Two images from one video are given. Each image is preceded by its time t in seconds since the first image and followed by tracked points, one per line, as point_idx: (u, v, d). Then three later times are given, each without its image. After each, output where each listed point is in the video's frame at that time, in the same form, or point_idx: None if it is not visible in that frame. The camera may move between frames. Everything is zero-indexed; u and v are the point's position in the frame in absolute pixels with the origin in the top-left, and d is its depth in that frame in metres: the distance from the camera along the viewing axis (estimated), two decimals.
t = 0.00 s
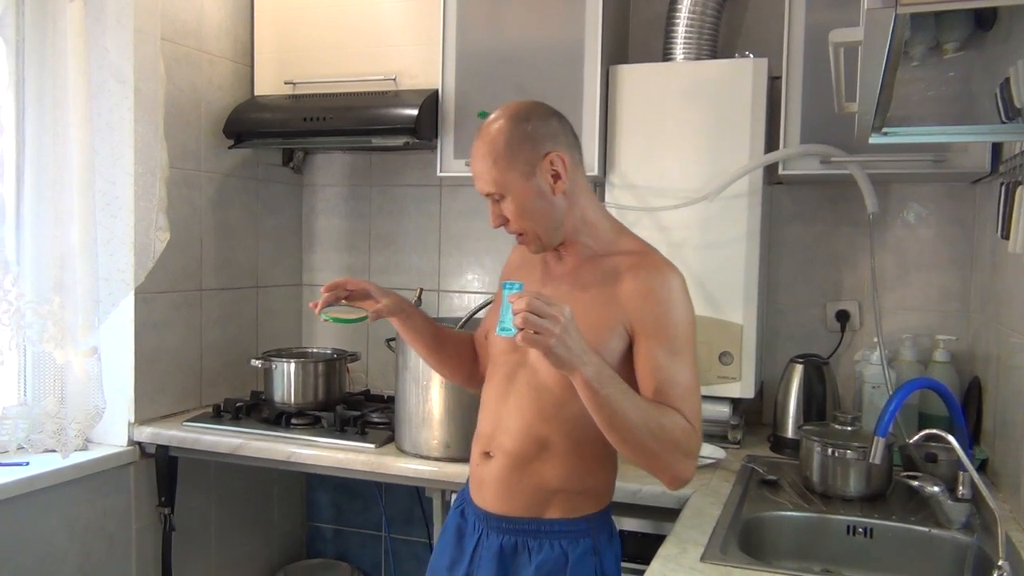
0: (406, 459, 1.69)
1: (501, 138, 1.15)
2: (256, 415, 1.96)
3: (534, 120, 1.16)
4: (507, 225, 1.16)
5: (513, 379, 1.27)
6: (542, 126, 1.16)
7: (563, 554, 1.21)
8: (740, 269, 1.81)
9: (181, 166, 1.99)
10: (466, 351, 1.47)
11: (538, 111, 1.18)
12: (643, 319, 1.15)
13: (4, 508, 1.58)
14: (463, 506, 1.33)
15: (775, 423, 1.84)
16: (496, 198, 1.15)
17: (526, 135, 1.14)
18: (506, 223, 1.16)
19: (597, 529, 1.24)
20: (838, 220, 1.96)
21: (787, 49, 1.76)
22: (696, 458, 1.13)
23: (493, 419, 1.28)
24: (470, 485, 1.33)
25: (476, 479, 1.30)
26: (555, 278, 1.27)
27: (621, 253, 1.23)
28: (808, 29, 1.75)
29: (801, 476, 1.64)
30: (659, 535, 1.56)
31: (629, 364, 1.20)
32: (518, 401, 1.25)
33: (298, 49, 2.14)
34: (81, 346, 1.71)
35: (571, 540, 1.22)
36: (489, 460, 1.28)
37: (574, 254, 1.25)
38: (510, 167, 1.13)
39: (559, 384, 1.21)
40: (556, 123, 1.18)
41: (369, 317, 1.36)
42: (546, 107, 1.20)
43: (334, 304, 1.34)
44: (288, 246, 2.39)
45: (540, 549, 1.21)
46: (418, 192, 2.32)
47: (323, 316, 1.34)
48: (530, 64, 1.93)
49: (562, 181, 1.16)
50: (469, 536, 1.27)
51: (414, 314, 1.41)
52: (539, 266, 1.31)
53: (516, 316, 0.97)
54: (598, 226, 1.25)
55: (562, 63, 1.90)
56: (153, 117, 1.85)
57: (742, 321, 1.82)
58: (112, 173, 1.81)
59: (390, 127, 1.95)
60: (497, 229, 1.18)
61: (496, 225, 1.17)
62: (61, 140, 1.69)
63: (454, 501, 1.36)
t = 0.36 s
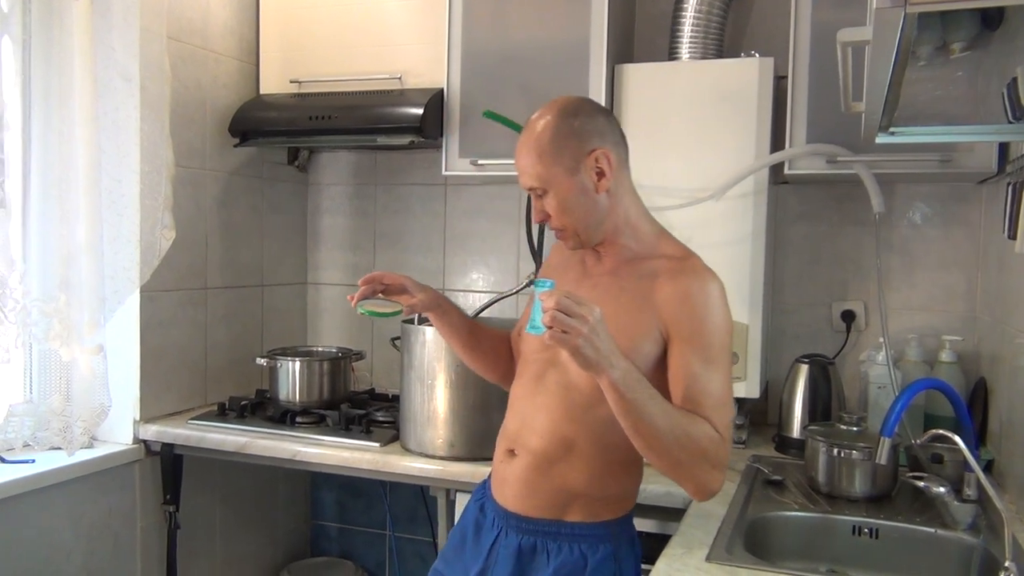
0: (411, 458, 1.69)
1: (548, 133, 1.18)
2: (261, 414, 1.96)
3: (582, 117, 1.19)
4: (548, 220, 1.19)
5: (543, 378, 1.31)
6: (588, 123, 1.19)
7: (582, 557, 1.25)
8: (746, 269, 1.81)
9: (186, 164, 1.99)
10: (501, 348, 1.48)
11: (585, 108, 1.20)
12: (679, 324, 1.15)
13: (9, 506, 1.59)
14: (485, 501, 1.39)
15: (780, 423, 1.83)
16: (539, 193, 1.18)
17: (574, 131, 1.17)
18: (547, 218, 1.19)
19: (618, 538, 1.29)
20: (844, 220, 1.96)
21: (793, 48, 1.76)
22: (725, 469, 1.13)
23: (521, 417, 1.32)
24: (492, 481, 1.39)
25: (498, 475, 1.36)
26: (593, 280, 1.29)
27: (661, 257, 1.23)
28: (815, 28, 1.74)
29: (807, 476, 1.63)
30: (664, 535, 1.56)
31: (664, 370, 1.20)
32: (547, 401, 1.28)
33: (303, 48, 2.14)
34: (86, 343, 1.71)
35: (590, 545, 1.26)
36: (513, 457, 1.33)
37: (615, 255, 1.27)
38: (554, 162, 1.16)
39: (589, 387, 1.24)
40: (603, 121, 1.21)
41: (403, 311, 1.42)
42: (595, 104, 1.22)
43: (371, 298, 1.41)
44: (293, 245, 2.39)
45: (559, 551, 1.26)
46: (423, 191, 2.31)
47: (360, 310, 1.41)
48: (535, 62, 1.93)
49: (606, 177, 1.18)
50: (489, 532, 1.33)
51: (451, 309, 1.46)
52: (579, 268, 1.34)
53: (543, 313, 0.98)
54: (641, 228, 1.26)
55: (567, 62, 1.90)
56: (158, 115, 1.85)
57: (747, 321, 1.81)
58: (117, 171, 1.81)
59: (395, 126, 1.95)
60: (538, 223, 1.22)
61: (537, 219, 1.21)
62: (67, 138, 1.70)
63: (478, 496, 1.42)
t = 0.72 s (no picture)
0: (415, 458, 1.69)
1: (585, 136, 1.31)
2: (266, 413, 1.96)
3: (617, 118, 1.32)
4: (577, 219, 1.33)
5: (561, 377, 1.38)
6: (624, 127, 1.31)
7: (590, 559, 1.31)
8: (752, 271, 1.80)
9: (193, 163, 1.99)
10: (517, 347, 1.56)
11: (622, 112, 1.33)
12: (703, 332, 1.28)
13: (16, 502, 1.60)
14: (493, 497, 1.44)
15: (785, 424, 1.83)
16: (570, 192, 1.31)
17: (609, 134, 1.30)
18: (576, 216, 1.32)
19: (627, 539, 1.35)
20: (851, 222, 1.96)
21: (801, 50, 1.75)
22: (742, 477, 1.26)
23: (539, 416, 1.39)
24: (502, 479, 1.45)
25: (509, 473, 1.42)
26: (619, 283, 1.43)
27: (686, 265, 1.37)
28: (823, 30, 1.74)
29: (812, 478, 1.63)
30: (669, 536, 1.56)
31: (685, 375, 1.33)
32: (565, 401, 1.35)
33: (311, 47, 2.14)
34: (93, 341, 1.72)
35: (599, 547, 1.32)
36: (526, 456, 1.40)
37: (642, 259, 1.41)
38: (588, 163, 1.29)
39: (611, 391, 1.30)
40: (638, 126, 1.33)
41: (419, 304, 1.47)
42: (632, 110, 1.35)
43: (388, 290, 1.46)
44: (299, 244, 2.40)
45: (568, 551, 1.32)
46: (429, 190, 2.32)
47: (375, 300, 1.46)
48: (543, 62, 1.93)
49: (635, 181, 1.31)
50: (497, 530, 1.38)
51: (467, 306, 1.51)
52: (604, 269, 1.48)
53: (572, 315, 1.10)
54: (668, 236, 1.40)
55: (575, 62, 1.90)
56: (166, 114, 1.85)
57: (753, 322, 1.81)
58: (125, 169, 1.82)
59: (402, 125, 1.95)
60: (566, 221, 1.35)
61: (565, 217, 1.34)
62: (75, 137, 1.70)
63: (484, 491, 1.48)
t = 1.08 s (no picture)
0: (443, 430, 1.69)
1: (626, 105, 1.30)
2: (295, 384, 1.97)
3: (659, 89, 1.31)
4: (612, 188, 1.32)
5: (593, 350, 1.36)
6: (665, 99, 1.30)
7: (619, 533, 1.31)
8: (785, 246, 1.78)
9: (221, 135, 1.99)
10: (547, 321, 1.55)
11: (664, 85, 1.32)
12: (741, 307, 1.26)
13: (48, 469, 1.62)
14: (521, 469, 1.44)
15: (817, 401, 1.80)
16: (607, 161, 1.31)
17: (650, 105, 1.29)
18: (611, 186, 1.32)
19: (656, 513, 1.34)
20: (887, 198, 1.92)
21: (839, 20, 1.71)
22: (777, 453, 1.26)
23: (570, 389, 1.38)
24: (530, 451, 1.44)
25: (537, 445, 1.42)
26: (654, 256, 1.40)
27: (724, 240, 1.34)
28: None
29: (844, 456, 1.61)
30: (697, 512, 1.54)
31: (721, 350, 1.31)
32: (596, 374, 1.34)
33: (337, 19, 2.12)
34: (124, 311, 1.73)
35: (628, 521, 1.32)
36: (555, 428, 1.39)
37: (678, 234, 1.38)
38: (628, 133, 1.28)
39: (643, 364, 1.29)
40: (679, 98, 1.32)
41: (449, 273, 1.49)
42: (675, 83, 1.35)
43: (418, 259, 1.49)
44: (326, 217, 2.39)
45: (596, 524, 1.31)
46: (456, 164, 2.30)
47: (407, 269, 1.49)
48: (573, 34, 1.90)
49: (674, 152, 1.30)
50: (524, 502, 1.38)
51: (498, 279, 1.52)
52: (638, 242, 1.45)
53: (613, 287, 1.08)
54: (706, 210, 1.37)
55: (605, 34, 1.87)
56: (194, 85, 1.85)
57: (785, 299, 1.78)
58: (154, 140, 1.80)
59: (429, 98, 1.93)
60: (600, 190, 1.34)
61: (601, 186, 1.33)
62: (105, 108, 1.70)
63: (511, 463, 1.47)
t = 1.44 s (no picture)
0: (550, 351, 1.67)
1: (745, 5, 1.22)
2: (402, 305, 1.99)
3: None
4: (729, 95, 1.24)
5: (711, 267, 1.31)
6: None
7: (735, 453, 1.26)
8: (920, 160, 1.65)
9: (325, 55, 1.98)
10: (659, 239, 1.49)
11: None
12: (874, 218, 1.17)
13: (173, 380, 1.69)
14: (633, 388, 1.41)
15: (948, 327, 1.70)
16: (724, 65, 1.24)
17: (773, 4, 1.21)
18: (728, 92, 1.24)
19: (775, 434, 1.29)
20: None
21: None
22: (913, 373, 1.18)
23: (687, 307, 1.33)
24: (643, 370, 1.41)
25: (651, 364, 1.38)
26: (774, 167, 1.31)
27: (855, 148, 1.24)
28: None
29: (980, 384, 1.51)
30: (819, 440, 1.50)
31: (851, 264, 1.22)
32: (714, 291, 1.29)
33: None
34: (237, 231, 1.79)
35: (745, 442, 1.27)
36: (671, 346, 1.35)
37: (802, 142, 1.28)
38: (748, 34, 1.21)
39: (766, 280, 1.22)
40: None
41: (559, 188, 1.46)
42: None
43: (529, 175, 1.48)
44: (430, 140, 2.37)
45: (711, 444, 1.27)
46: (561, 83, 2.23)
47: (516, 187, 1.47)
48: None
49: (798, 53, 1.21)
50: (636, 421, 1.35)
51: (609, 196, 1.48)
52: (758, 152, 1.35)
53: (733, 203, 1.02)
54: (834, 115, 1.27)
55: None
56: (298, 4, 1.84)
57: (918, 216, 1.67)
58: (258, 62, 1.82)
59: (534, 12, 1.86)
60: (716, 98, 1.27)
61: (717, 93, 1.26)
62: (209, 29, 1.72)
63: (622, 382, 1.45)
